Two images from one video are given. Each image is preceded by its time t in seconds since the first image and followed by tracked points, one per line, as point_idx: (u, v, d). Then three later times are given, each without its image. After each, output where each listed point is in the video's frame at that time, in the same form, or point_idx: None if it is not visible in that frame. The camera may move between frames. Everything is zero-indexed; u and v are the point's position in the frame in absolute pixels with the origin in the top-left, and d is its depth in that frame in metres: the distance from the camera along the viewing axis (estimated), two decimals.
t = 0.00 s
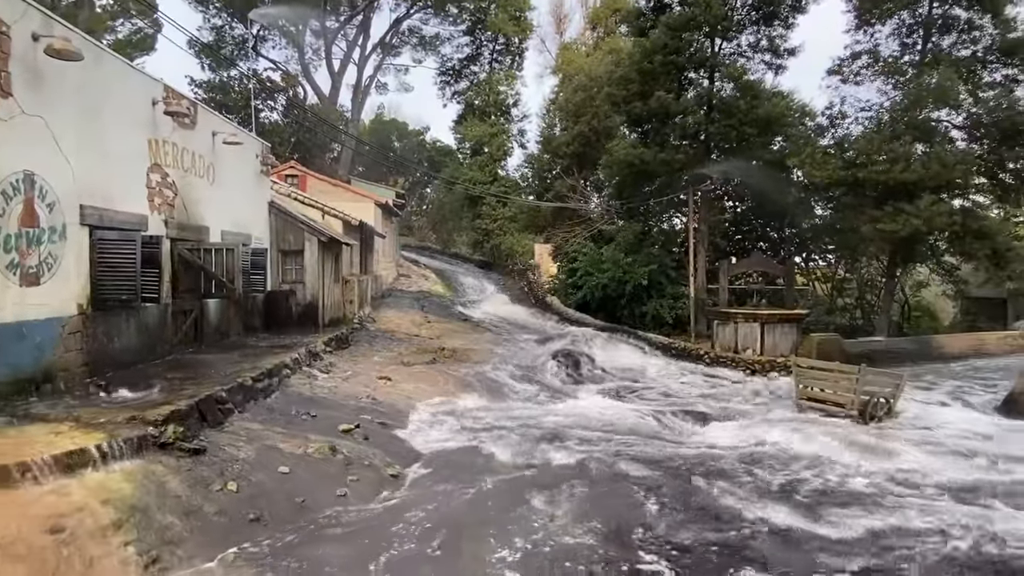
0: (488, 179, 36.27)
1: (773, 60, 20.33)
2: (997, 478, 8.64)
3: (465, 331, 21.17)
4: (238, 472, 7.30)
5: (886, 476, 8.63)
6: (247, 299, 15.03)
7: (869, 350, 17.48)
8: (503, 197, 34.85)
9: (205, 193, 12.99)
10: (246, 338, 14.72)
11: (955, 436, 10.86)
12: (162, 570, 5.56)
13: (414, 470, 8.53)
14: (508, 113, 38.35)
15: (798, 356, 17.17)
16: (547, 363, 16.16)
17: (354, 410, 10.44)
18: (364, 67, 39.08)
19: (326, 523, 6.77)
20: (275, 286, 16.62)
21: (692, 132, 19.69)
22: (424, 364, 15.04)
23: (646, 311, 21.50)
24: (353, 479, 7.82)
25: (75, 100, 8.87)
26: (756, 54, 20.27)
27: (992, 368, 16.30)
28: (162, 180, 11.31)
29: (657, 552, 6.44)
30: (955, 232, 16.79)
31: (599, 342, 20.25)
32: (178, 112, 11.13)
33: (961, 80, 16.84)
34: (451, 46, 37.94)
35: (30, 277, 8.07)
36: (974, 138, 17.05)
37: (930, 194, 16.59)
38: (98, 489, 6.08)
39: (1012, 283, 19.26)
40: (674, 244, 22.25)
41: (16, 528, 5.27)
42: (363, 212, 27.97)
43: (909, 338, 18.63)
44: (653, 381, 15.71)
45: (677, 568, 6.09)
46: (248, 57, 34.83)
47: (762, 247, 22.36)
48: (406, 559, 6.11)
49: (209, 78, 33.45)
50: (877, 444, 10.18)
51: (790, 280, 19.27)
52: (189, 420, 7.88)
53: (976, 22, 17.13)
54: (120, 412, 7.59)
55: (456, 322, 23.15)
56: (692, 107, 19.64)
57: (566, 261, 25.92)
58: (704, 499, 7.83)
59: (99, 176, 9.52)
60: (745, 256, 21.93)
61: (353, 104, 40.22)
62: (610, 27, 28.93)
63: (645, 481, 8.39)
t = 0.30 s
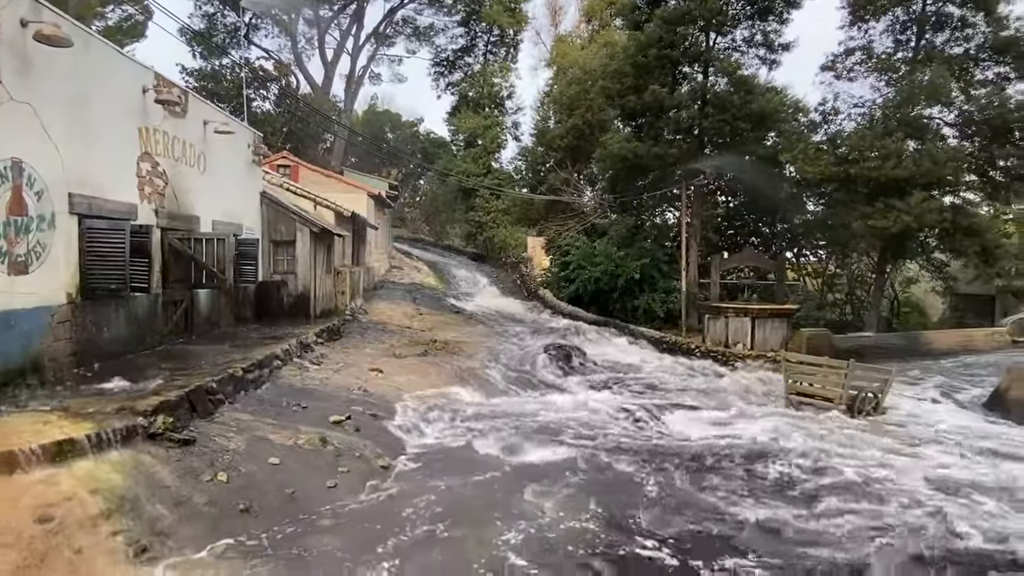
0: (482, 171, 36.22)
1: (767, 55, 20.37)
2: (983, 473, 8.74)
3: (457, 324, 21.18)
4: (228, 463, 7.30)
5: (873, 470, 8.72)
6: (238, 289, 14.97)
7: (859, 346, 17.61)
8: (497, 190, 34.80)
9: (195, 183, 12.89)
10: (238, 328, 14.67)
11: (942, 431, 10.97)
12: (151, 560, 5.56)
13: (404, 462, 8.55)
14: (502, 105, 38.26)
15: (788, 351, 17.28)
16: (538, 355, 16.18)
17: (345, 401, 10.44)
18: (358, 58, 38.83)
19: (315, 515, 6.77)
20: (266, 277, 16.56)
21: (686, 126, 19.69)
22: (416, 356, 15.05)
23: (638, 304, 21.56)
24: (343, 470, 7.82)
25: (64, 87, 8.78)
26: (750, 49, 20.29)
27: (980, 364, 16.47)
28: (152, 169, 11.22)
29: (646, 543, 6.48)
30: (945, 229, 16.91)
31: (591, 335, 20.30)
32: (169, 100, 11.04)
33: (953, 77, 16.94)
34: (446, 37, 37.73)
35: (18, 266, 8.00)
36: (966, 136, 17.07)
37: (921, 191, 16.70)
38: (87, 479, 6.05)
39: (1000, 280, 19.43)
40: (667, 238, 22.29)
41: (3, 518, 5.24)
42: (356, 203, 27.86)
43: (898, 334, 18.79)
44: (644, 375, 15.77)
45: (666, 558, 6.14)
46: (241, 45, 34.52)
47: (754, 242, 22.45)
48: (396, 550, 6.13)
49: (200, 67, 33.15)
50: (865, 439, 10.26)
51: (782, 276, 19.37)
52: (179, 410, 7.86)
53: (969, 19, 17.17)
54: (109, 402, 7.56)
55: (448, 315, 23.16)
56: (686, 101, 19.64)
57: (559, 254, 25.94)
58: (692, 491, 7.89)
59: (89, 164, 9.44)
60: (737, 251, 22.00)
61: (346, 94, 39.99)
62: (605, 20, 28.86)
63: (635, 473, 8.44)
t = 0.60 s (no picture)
0: (476, 163, 36.16)
1: (762, 49, 20.37)
2: (971, 468, 8.83)
3: (450, 316, 21.16)
4: (219, 454, 7.29)
5: (863, 464, 8.79)
6: (229, 280, 14.89)
7: (849, 340, 17.73)
8: (491, 182, 34.73)
9: (186, 172, 12.79)
10: (229, 320, 14.62)
11: (931, 425, 11.06)
12: (141, 551, 5.54)
13: (396, 454, 8.56)
14: (496, 97, 38.16)
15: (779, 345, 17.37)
16: (531, 348, 16.20)
17: (337, 393, 10.43)
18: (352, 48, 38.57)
19: (306, 506, 6.77)
20: (258, 268, 16.47)
21: (680, 120, 19.64)
22: (409, 348, 15.04)
23: (631, 298, 21.59)
24: (335, 462, 7.83)
25: (53, 75, 8.69)
26: (745, 43, 20.28)
27: (968, 359, 16.61)
28: (143, 159, 11.13)
29: (637, 535, 6.52)
30: (936, 225, 17.02)
31: (584, 328, 20.34)
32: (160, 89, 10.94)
33: (946, 73, 16.96)
34: (440, 27, 37.49)
35: (6, 255, 7.93)
36: (959, 131, 17.14)
37: (913, 186, 16.79)
38: (75, 470, 6.01)
39: (990, 275, 19.60)
40: (660, 232, 22.11)
41: None
42: (349, 194, 27.73)
43: (889, 329, 18.91)
44: (637, 368, 15.81)
45: (657, 551, 6.17)
46: (233, 34, 34.22)
47: (747, 237, 22.49)
48: (389, 542, 6.14)
49: (192, 55, 32.87)
50: (854, 433, 10.34)
51: (774, 270, 19.40)
52: (169, 401, 7.82)
53: (963, 15, 17.23)
54: (99, 392, 7.51)
55: (441, 307, 23.16)
56: (681, 95, 19.61)
57: (552, 247, 25.94)
58: (683, 484, 7.92)
59: (78, 153, 9.35)
60: (730, 245, 22.04)
61: (339, 84, 39.75)
62: (601, 13, 28.75)
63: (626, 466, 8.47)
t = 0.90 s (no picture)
0: (471, 155, 36.10)
1: (757, 43, 20.37)
2: (959, 461, 8.92)
3: (444, 309, 21.16)
4: (210, 446, 7.28)
5: (853, 457, 8.86)
6: (221, 272, 14.82)
7: (841, 334, 17.85)
8: (485, 174, 34.64)
9: (178, 163, 12.72)
10: (221, 312, 14.56)
11: (921, 420, 11.13)
12: (131, 542, 5.53)
13: (389, 446, 8.57)
14: (491, 89, 38.12)
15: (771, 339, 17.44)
16: (525, 341, 16.22)
17: (330, 385, 10.43)
18: (345, 38, 38.31)
19: (298, 499, 6.78)
20: (250, 259, 16.43)
21: (674, 114, 19.67)
22: (402, 341, 15.04)
23: (624, 291, 21.63)
24: (327, 454, 7.83)
25: (42, 63, 8.61)
26: (740, 37, 20.28)
27: (958, 353, 16.75)
28: (134, 148, 11.05)
29: (627, 526, 6.55)
30: (928, 220, 17.09)
31: (577, 321, 20.39)
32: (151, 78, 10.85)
33: (939, 69, 17.05)
34: (435, 18, 37.24)
35: None
36: (951, 127, 17.21)
37: (905, 182, 16.87)
38: (65, 461, 5.98)
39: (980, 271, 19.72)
40: (653, 225, 22.32)
41: None
42: (342, 186, 27.61)
43: (880, 323, 19.03)
44: (629, 361, 15.87)
45: (648, 543, 6.19)
46: (226, 23, 33.94)
47: (740, 231, 22.54)
48: (381, 534, 6.14)
49: (184, 44, 32.60)
50: (845, 427, 10.41)
51: (767, 264, 19.55)
52: (161, 393, 7.80)
53: (957, 11, 17.27)
54: (90, 384, 7.48)
55: (435, 299, 23.13)
56: (676, 89, 19.61)
57: (546, 240, 25.95)
58: (673, 476, 7.97)
59: (68, 142, 9.27)
60: (723, 239, 22.10)
61: (333, 75, 39.53)
62: (596, 5, 28.66)
63: (618, 458, 8.51)
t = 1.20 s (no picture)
0: (464, 148, 36.04)
1: (751, 36, 20.34)
2: (949, 453, 8.98)
3: (437, 301, 21.13)
4: (202, 438, 7.26)
5: (844, 449, 8.92)
6: (212, 263, 14.74)
7: (832, 328, 17.95)
8: (479, 167, 34.55)
9: (169, 153, 12.61)
10: (213, 303, 14.49)
11: (910, 413, 11.22)
12: (122, 534, 5.50)
13: (381, 438, 8.56)
14: (485, 81, 38.09)
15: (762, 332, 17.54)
16: (518, 335, 16.24)
17: (322, 377, 10.41)
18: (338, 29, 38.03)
19: (291, 491, 6.77)
20: (242, 252, 16.39)
21: (668, 107, 19.65)
22: (395, 333, 15.03)
23: (617, 284, 21.66)
24: (319, 447, 7.82)
25: (31, 51, 8.50)
26: (734, 30, 20.23)
27: (948, 347, 16.87)
28: (124, 139, 10.94)
29: (619, 518, 6.57)
30: (920, 214, 17.16)
31: (570, 314, 20.42)
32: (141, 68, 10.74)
33: (932, 64, 17.09)
34: (428, 9, 36.97)
35: None
36: (943, 122, 17.26)
37: (898, 175, 16.94)
38: (55, 454, 5.96)
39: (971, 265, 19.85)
40: (647, 219, 22.23)
41: None
42: (335, 178, 27.48)
43: (871, 316, 19.15)
44: (622, 354, 15.91)
45: (639, 534, 6.22)
46: (217, 13, 33.62)
47: (733, 225, 22.60)
48: (373, 526, 6.13)
49: (175, 34, 32.27)
50: (835, 419, 10.48)
51: (759, 257, 19.62)
52: (151, 385, 7.76)
53: (951, 5, 17.29)
54: (80, 376, 7.43)
55: (428, 292, 23.11)
56: (669, 82, 19.59)
57: (539, 233, 25.95)
58: (665, 469, 7.99)
59: (57, 132, 9.17)
60: (715, 233, 22.13)
61: (325, 66, 39.27)
62: None
63: (610, 450, 8.56)
